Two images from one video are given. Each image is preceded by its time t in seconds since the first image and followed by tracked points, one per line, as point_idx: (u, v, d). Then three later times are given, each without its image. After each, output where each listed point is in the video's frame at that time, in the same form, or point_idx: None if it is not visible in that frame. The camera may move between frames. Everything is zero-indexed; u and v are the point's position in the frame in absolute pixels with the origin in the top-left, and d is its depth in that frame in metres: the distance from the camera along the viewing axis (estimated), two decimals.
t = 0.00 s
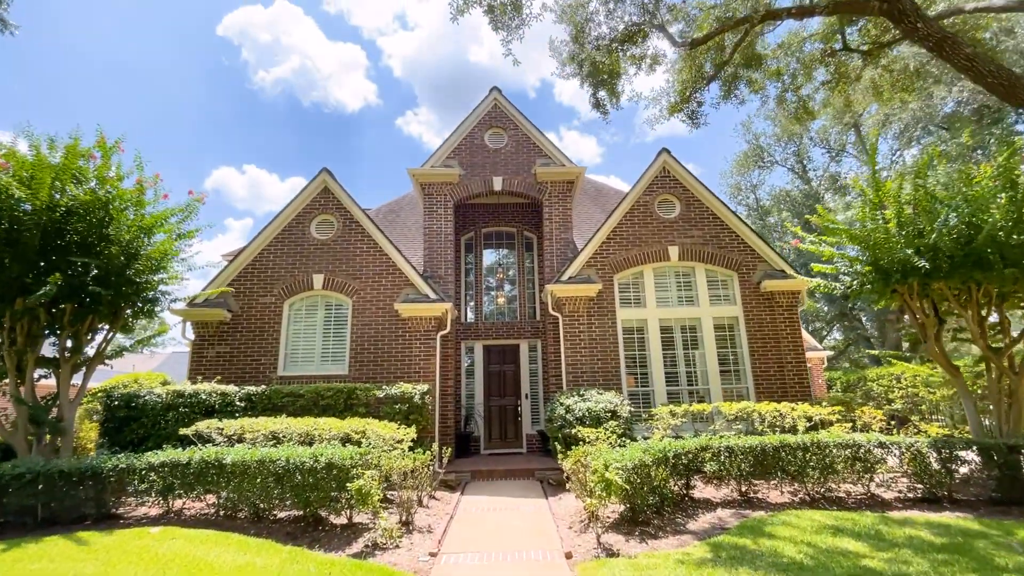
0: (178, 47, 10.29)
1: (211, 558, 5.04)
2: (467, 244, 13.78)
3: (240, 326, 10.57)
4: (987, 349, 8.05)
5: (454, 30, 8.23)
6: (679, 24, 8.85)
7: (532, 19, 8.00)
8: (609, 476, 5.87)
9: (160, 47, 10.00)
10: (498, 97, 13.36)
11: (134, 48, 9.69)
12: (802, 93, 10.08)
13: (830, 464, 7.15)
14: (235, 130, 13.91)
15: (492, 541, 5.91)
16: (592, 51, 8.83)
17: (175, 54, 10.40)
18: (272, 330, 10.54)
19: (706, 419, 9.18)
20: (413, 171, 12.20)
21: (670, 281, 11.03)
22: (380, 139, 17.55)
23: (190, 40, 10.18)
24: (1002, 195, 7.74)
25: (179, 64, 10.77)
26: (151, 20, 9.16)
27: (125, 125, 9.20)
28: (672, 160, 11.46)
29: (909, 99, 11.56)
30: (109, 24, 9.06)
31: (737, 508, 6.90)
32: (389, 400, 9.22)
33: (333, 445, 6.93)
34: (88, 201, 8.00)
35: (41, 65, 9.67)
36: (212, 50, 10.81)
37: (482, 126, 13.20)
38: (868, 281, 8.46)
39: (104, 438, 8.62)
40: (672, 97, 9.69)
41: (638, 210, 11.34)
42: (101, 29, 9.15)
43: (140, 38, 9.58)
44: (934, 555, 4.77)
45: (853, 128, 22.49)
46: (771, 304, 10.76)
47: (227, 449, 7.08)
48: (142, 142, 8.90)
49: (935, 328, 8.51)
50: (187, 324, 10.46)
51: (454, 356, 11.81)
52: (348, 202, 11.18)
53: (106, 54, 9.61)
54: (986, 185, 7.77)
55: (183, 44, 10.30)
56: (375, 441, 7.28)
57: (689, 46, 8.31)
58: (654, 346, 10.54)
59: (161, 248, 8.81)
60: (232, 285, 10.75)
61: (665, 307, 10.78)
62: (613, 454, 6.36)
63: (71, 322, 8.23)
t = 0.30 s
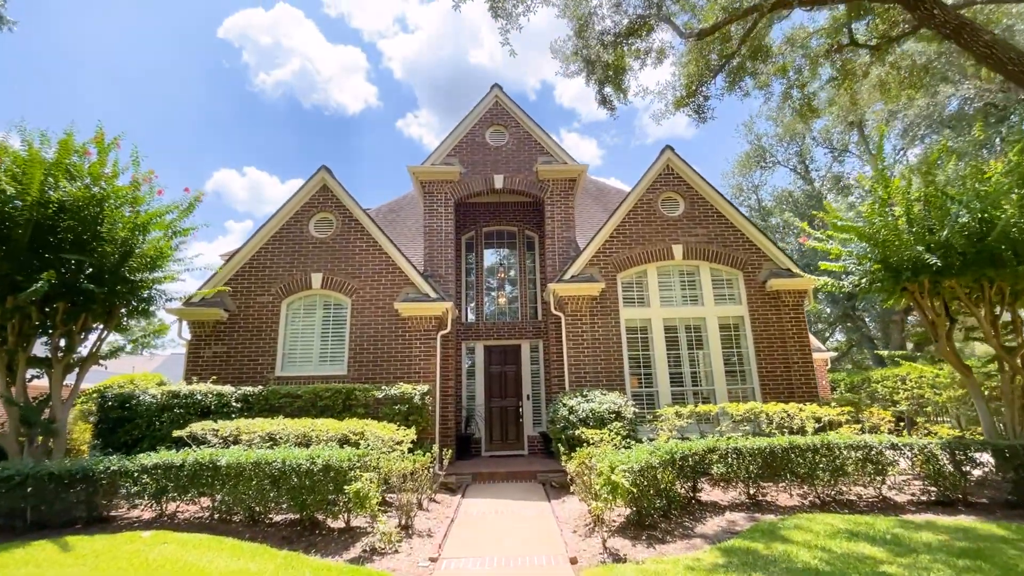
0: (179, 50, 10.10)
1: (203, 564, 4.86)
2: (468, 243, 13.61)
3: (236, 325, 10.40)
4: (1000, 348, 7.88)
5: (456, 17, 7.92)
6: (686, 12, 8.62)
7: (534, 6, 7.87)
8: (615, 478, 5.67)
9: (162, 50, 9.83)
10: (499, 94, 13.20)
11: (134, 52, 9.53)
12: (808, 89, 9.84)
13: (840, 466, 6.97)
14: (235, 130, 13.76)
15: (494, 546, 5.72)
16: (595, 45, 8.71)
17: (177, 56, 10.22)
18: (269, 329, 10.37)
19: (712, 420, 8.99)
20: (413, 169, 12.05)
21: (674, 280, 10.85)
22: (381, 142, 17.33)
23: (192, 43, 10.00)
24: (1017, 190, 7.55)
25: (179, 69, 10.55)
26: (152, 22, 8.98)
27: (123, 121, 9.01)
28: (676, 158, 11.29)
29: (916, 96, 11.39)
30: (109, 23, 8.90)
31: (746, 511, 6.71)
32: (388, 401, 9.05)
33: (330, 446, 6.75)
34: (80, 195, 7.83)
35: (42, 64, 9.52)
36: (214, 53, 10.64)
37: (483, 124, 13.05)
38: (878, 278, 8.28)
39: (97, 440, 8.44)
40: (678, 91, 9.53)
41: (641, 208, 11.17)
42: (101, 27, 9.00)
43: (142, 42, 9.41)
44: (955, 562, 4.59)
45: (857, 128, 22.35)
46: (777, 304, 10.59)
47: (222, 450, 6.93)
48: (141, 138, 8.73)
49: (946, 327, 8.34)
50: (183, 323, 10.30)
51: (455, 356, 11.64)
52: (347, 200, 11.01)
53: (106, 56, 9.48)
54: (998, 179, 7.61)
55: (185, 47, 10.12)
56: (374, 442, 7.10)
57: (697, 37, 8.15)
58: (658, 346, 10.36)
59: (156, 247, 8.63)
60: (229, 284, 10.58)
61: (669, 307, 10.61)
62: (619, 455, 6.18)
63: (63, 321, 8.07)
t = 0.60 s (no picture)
0: (178, 43, 9.83)
1: (197, 558, 4.72)
2: (468, 234, 13.43)
3: (234, 317, 10.24)
4: (1013, 339, 7.71)
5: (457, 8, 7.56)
6: None
7: None
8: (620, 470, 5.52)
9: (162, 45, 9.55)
10: (500, 82, 12.98)
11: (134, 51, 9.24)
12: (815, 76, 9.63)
13: (849, 459, 6.82)
14: (237, 128, 13.55)
15: (496, 540, 5.58)
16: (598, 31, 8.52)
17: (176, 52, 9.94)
18: (267, 321, 10.22)
19: (717, 413, 8.84)
20: (413, 158, 11.85)
21: (678, 271, 10.68)
22: (381, 137, 17.13)
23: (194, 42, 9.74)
24: None
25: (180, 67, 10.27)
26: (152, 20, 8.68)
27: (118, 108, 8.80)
28: (680, 147, 11.09)
29: (925, 82, 11.17)
30: (105, 19, 8.59)
31: (753, 504, 6.56)
32: (388, 393, 8.90)
33: (328, 438, 6.61)
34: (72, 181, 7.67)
35: (35, 72, 8.94)
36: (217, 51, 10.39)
37: (483, 113, 12.83)
38: (888, 268, 8.11)
39: (92, 433, 8.30)
40: (684, 78, 9.27)
41: (645, 197, 10.98)
42: (96, 24, 8.70)
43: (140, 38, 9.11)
44: (973, 557, 4.44)
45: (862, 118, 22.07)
46: (783, 295, 10.41)
47: (218, 442, 6.79)
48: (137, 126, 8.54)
49: (957, 317, 8.17)
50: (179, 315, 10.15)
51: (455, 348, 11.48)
52: (345, 189, 10.82)
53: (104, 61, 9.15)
54: (1013, 166, 7.42)
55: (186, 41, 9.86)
56: (372, 435, 6.96)
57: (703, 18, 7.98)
58: (662, 337, 10.20)
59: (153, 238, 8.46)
60: (225, 276, 10.42)
61: (673, 298, 10.43)
62: (624, 448, 6.02)
63: (56, 311, 7.91)
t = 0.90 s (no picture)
0: (176, 28, 9.30)
1: (192, 537, 4.59)
2: (469, 209, 13.12)
3: (230, 293, 10.04)
4: None
5: None
6: None
7: None
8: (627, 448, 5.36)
9: (158, 30, 9.04)
10: (502, 50, 12.50)
11: (127, 37, 8.75)
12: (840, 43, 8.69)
13: (859, 437, 6.68)
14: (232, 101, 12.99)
15: (499, 518, 5.47)
16: None
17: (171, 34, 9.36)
18: (264, 297, 10.02)
19: (723, 390, 8.69)
20: (412, 130, 11.48)
21: (684, 246, 10.41)
22: (380, 113, 16.63)
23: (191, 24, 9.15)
24: None
25: (176, 49, 9.75)
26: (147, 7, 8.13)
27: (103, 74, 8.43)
28: (689, 117, 10.71)
29: (945, 50, 10.70)
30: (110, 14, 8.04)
31: (760, 482, 6.44)
32: (388, 370, 8.75)
33: (327, 415, 6.47)
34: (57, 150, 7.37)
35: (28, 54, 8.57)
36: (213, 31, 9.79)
37: (484, 82, 12.40)
38: (904, 242, 7.84)
39: (89, 409, 8.18)
40: (695, 42, 8.49)
41: (651, 170, 10.64)
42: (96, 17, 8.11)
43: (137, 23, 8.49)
44: (990, 537, 4.31)
45: (873, 91, 21.44)
46: (791, 271, 10.17)
47: (215, 419, 6.65)
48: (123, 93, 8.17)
49: (974, 293, 7.94)
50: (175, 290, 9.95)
51: (456, 325, 11.30)
52: (342, 162, 10.50)
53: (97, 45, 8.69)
54: None
55: (185, 24, 9.24)
56: (372, 412, 6.81)
57: None
58: (667, 314, 10.00)
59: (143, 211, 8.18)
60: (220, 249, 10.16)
61: (679, 274, 10.20)
62: (630, 426, 5.87)
63: (46, 286, 7.72)
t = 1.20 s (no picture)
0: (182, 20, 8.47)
1: (184, 522, 4.43)
2: (470, 186, 12.78)
3: (226, 272, 9.80)
4: None
5: None
6: None
7: None
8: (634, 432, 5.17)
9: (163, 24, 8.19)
10: (503, 19, 12.01)
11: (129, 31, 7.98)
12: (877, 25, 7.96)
13: (871, 418, 6.49)
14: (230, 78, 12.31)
15: (502, 501, 5.32)
16: None
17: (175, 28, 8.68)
18: (260, 277, 9.78)
19: (730, 370, 8.50)
20: (410, 103, 11.09)
21: (691, 223, 10.12)
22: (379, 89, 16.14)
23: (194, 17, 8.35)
24: None
25: (176, 36, 9.12)
26: (153, 13, 7.40)
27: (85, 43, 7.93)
28: (697, 89, 10.29)
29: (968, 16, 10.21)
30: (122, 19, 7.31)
31: (770, 464, 6.27)
32: (387, 350, 8.56)
33: (324, 397, 6.28)
34: (38, 121, 7.06)
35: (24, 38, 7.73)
36: (216, 19, 9.00)
37: (485, 53, 11.94)
38: (922, 218, 7.54)
39: (83, 390, 8.02)
40: (709, 5, 7.13)
41: (658, 144, 10.29)
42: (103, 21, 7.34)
43: (140, 22, 7.69)
44: (1014, 523, 4.13)
45: (886, 64, 20.78)
46: (801, 249, 9.90)
47: (210, 401, 6.49)
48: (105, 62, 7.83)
49: (993, 271, 7.67)
50: (169, 269, 9.72)
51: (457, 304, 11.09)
52: (339, 135, 10.15)
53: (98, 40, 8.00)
54: None
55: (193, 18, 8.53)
56: (371, 392, 6.63)
57: None
58: (673, 293, 9.76)
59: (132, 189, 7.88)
60: (215, 225, 9.92)
61: (686, 252, 9.92)
62: (637, 407, 5.67)
63: (34, 265, 7.49)
